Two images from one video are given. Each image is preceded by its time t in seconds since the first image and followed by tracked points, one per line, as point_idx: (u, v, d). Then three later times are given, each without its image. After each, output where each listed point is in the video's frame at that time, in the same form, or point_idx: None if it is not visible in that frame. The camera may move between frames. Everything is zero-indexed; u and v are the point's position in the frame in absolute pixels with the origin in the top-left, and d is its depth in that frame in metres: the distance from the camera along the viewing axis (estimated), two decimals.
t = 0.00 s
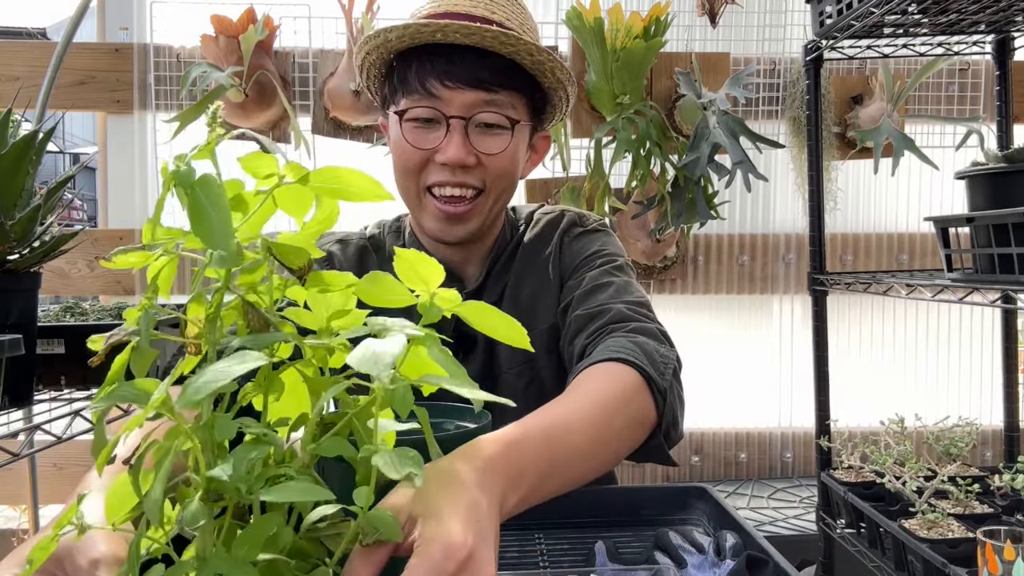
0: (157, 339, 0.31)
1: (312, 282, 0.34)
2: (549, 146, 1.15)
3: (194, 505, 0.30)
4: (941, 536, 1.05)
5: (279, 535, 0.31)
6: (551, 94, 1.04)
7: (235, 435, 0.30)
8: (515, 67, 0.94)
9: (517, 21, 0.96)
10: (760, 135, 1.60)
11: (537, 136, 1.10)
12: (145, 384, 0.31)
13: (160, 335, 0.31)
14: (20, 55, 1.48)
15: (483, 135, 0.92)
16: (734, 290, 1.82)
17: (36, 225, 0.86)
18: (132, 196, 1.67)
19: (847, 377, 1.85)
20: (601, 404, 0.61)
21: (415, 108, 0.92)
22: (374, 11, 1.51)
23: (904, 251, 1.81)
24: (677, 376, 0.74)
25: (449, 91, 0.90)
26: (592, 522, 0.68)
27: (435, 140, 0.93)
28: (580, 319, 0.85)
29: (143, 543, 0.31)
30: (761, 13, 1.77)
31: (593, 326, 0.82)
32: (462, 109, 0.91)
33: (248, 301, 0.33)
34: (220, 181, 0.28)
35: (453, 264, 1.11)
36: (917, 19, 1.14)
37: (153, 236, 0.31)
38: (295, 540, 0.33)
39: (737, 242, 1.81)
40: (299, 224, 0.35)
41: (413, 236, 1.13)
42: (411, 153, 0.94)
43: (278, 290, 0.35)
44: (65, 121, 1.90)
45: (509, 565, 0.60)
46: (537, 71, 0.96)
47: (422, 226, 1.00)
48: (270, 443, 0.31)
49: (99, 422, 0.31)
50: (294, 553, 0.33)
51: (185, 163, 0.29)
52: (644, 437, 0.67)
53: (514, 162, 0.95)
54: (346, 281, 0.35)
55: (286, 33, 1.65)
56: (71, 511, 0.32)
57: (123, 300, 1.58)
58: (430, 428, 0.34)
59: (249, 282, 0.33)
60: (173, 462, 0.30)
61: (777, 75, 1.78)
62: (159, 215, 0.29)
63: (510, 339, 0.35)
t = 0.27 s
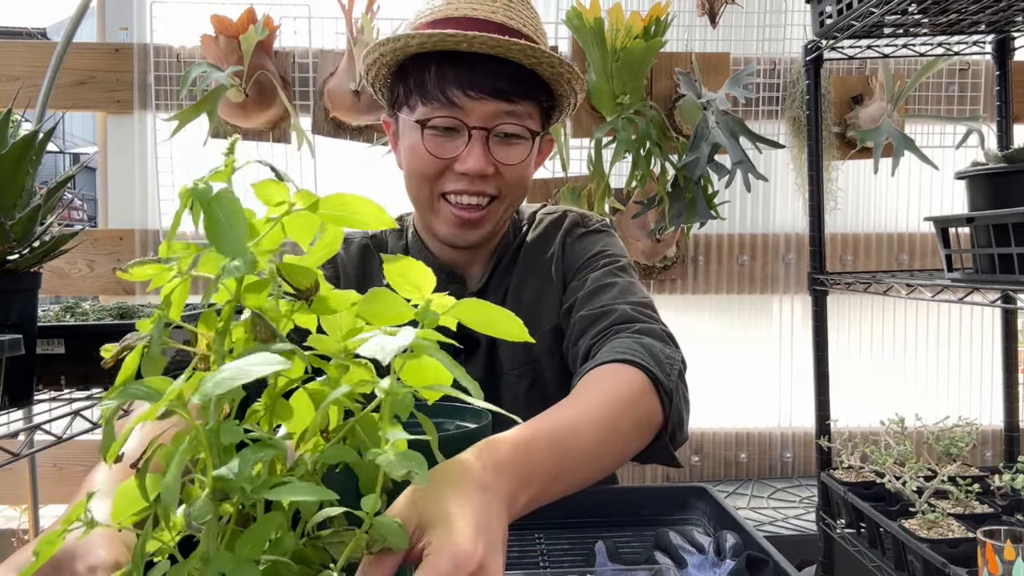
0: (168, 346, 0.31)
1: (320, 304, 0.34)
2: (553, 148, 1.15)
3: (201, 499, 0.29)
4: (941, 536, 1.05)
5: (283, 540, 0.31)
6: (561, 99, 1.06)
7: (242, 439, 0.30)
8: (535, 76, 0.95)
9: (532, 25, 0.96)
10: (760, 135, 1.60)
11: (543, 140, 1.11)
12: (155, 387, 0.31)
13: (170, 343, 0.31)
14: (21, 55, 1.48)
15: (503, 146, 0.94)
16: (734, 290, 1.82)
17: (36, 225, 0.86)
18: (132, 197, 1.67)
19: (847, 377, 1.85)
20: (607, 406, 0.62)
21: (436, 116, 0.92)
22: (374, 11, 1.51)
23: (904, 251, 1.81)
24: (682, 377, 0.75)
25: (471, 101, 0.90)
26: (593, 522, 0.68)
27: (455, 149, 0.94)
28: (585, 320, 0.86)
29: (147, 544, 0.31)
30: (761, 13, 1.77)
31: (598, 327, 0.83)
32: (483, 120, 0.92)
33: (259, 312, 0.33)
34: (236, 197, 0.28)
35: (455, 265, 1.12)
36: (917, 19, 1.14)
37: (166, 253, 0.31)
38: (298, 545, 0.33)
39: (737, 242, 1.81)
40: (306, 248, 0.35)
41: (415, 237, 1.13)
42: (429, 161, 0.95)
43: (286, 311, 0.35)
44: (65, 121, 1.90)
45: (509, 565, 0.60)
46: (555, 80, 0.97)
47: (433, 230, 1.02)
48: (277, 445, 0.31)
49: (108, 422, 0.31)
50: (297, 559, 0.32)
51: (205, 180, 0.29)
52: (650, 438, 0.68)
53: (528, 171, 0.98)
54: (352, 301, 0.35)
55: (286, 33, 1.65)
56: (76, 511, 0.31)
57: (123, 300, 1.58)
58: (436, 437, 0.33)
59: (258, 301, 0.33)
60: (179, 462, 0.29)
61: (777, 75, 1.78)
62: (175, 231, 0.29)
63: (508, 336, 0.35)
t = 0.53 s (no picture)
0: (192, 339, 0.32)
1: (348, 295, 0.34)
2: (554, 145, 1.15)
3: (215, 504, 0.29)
4: (941, 536, 1.05)
5: (293, 543, 0.33)
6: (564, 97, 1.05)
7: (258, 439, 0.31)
8: (534, 83, 0.94)
9: (532, 29, 0.94)
10: (759, 135, 1.60)
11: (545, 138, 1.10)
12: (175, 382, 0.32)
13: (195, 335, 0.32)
14: (20, 55, 1.48)
15: (503, 158, 0.93)
16: (734, 290, 1.82)
17: (36, 225, 0.86)
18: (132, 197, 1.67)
19: (847, 377, 1.85)
20: (664, 365, 0.61)
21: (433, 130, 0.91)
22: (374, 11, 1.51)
23: (904, 251, 1.81)
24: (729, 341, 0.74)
25: (470, 115, 0.90)
26: (593, 522, 0.68)
27: (453, 161, 0.93)
28: (613, 305, 0.86)
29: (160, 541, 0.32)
30: (761, 13, 1.77)
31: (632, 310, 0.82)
32: (482, 132, 0.91)
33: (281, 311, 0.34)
34: (268, 187, 0.28)
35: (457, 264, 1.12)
36: (917, 18, 1.14)
37: (194, 238, 0.31)
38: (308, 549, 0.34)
39: (737, 242, 1.81)
40: (337, 238, 0.35)
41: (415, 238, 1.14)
42: (428, 174, 0.94)
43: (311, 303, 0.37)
44: (65, 121, 1.89)
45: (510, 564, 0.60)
46: (555, 84, 0.96)
47: (435, 234, 1.04)
48: (293, 448, 0.32)
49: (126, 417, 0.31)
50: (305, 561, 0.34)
51: (234, 170, 0.29)
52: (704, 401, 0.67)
53: (528, 178, 0.97)
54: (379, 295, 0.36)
55: (286, 33, 1.65)
56: (90, 506, 0.32)
57: (123, 300, 1.58)
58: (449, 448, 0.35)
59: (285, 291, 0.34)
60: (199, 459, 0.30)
61: (777, 74, 1.78)
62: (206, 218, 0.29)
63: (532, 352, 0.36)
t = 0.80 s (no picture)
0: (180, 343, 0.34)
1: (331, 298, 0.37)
2: (548, 143, 1.15)
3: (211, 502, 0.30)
4: (941, 536, 1.05)
5: (289, 542, 0.33)
6: (555, 95, 1.04)
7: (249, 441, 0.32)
8: (519, 84, 0.93)
9: (516, 27, 0.93)
10: (759, 135, 1.60)
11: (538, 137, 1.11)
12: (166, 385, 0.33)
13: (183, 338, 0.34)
14: (21, 55, 1.48)
15: (492, 162, 0.94)
16: (734, 290, 1.81)
17: (36, 225, 0.86)
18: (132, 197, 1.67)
19: (848, 377, 1.85)
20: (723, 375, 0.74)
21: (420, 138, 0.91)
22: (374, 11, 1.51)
23: (904, 251, 1.81)
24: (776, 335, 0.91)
25: (455, 122, 0.90)
26: (593, 522, 0.68)
27: (442, 169, 0.94)
28: (682, 322, 0.97)
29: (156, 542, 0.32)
30: (761, 13, 1.77)
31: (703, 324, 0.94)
32: (469, 139, 0.92)
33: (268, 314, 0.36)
34: (245, 195, 0.30)
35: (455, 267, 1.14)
36: (917, 18, 1.14)
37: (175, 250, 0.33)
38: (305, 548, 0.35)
39: (737, 242, 1.81)
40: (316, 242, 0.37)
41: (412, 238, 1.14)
42: (418, 183, 0.95)
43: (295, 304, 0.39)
44: (65, 121, 1.89)
45: (509, 564, 0.60)
46: (540, 84, 0.95)
47: (430, 243, 1.05)
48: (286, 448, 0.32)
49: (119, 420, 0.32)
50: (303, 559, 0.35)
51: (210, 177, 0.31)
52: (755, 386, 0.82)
53: (519, 182, 0.98)
54: (361, 291, 0.38)
55: (286, 33, 1.65)
56: (86, 507, 0.32)
57: (123, 300, 1.58)
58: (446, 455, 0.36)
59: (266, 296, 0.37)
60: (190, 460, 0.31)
61: (777, 74, 1.78)
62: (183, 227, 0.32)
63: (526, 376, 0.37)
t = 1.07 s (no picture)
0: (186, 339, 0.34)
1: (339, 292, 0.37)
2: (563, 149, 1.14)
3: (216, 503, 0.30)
4: (941, 536, 1.05)
5: (289, 542, 0.33)
6: (576, 109, 1.03)
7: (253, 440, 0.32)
8: (543, 99, 0.92)
9: (546, 40, 0.91)
10: (760, 135, 1.60)
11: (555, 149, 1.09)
12: (172, 382, 0.33)
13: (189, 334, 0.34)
14: (21, 55, 1.48)
15: (510, 172, 0.93)
16: (734, 290, 1.82)
17: (36, 225, 0.86)
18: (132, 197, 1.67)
19: (848, 377, 1.85)
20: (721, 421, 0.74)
21: (442, 144, 0.91)
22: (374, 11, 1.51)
23: (904, 251, 1.81)
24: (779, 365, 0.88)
25: (479, 131, 0.89)
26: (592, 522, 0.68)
27: (460, 176, 0.93)
28: (685, 348, 0.97)
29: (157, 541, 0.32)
30: (761, 13, 1.77)
31: (703, 350, 0.95)
32: (490, 149, 0.91)
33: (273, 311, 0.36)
34: (261, 189, 0.30)
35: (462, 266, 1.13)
36: (917, 18, 1.14)
37: (186, 240, 0.33)
38: (305, 547, 0.35)
39: (737, 242, 1.81)
40: (327, 237, 0.37)
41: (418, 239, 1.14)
42: (435, 188, 0.95)
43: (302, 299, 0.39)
44: (65, 121, 1.89)
45: (510, 563, 0.60)
46: (565, 99, 0.94)
47: (441, 244, 1.04)
48: (288, 448, 0.32)
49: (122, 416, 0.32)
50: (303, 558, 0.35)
51: (226, 171, 0.31)
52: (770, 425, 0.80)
53: (535, 195, 0.98)
54: (369, 289, 0.38)
55: (286, 33, 1.65)
56: (87, 507, 0.31)
57: (123, 301, 1.58)
58: (445, 453, 0.37)
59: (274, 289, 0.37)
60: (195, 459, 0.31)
61: (777, 75, 1.78)
62: (197, 217, 0.32)
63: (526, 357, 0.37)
